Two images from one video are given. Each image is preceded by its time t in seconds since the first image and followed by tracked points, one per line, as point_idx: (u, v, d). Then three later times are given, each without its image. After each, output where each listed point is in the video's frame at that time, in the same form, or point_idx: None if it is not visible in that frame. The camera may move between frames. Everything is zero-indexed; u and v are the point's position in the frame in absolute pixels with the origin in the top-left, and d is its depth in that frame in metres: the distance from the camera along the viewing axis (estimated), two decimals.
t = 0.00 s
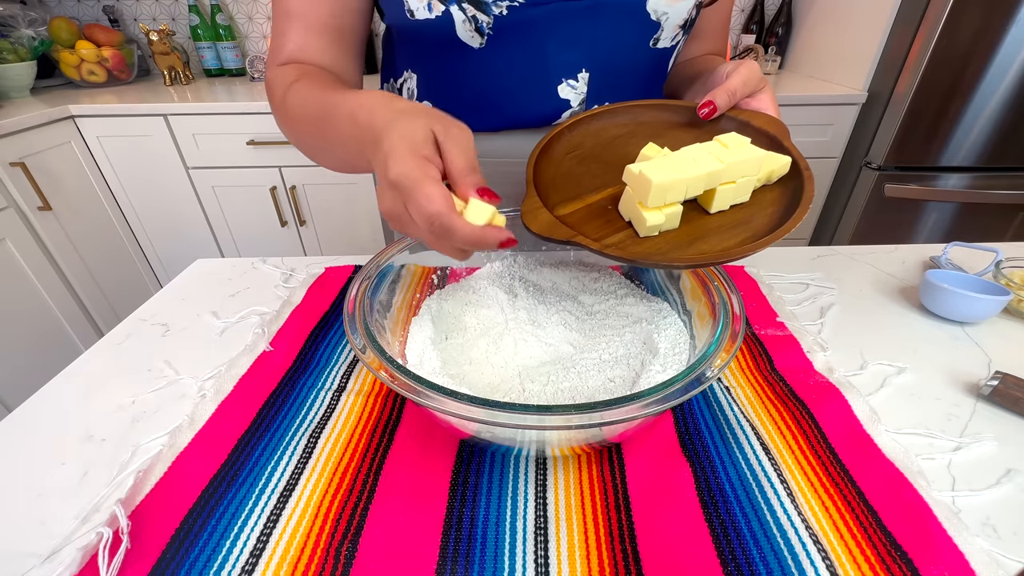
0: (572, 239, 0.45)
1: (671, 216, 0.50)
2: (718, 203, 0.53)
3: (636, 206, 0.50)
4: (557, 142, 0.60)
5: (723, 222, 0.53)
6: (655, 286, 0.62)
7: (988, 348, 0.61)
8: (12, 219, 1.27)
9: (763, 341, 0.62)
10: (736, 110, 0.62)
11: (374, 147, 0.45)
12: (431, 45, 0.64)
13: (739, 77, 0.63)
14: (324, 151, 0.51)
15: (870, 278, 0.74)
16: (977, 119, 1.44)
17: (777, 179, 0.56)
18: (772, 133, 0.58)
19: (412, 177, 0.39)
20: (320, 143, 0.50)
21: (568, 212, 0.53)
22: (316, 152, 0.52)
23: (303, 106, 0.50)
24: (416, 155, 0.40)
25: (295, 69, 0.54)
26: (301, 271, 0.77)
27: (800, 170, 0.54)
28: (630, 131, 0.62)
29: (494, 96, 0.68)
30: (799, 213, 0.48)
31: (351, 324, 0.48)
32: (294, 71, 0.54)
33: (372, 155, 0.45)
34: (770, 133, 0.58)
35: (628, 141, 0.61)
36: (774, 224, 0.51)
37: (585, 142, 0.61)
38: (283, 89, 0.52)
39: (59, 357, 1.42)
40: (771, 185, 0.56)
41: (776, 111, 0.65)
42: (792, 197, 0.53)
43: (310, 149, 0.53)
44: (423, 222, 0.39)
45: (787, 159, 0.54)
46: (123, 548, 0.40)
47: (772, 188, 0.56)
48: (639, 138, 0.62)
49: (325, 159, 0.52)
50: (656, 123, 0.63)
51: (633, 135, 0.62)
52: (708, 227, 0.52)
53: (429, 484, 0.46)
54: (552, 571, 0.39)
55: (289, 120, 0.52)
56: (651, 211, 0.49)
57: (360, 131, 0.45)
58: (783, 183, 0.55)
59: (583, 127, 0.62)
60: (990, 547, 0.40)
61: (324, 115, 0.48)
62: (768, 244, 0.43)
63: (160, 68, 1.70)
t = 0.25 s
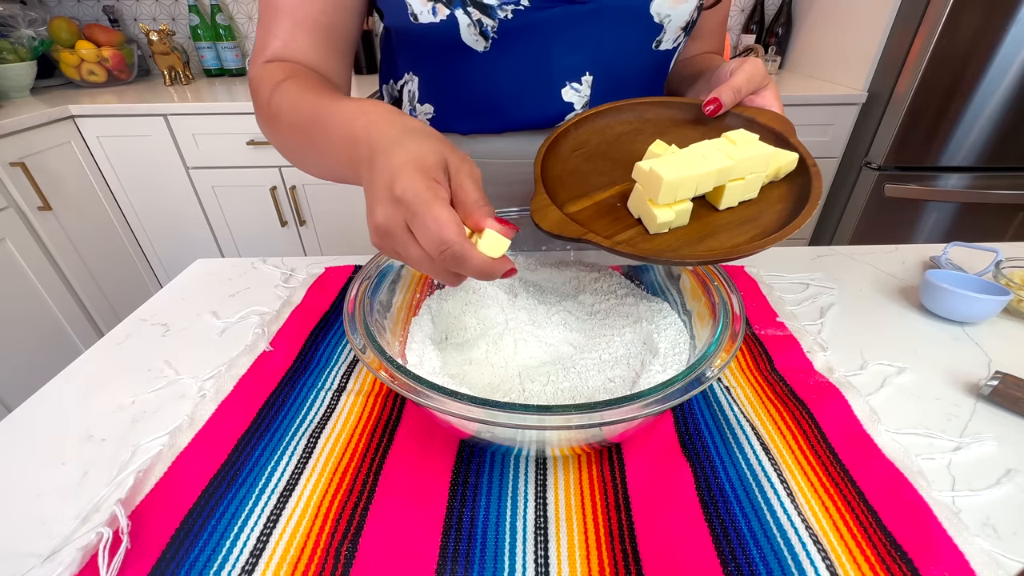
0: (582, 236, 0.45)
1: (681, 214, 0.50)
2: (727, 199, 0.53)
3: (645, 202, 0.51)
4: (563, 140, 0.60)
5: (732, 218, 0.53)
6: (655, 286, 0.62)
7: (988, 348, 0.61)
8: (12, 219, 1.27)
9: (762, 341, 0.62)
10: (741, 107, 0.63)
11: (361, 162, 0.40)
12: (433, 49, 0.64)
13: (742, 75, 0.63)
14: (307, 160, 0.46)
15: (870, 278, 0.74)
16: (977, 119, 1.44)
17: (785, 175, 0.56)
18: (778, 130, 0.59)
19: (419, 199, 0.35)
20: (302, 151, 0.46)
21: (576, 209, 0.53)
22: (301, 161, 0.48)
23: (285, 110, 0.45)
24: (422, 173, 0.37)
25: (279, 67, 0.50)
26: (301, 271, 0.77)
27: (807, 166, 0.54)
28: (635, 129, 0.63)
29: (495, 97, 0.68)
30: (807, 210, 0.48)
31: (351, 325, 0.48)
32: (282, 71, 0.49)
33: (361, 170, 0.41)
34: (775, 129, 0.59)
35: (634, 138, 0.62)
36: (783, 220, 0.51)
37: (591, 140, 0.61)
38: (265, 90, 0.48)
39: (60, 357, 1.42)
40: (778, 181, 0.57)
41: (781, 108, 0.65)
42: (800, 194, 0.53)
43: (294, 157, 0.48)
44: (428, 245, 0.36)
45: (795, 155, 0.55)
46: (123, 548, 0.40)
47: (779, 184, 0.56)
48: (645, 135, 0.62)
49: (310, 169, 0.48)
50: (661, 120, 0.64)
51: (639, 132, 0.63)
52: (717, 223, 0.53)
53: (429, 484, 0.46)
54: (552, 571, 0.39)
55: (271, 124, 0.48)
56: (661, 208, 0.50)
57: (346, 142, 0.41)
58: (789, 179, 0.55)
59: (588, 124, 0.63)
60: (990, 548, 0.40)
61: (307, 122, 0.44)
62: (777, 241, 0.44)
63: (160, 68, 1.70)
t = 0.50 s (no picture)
0: (595, 226, 0.45)
1: (693, 205, 0.51)
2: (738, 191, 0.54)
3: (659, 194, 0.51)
4: (570, 132, 0.60)
5: (743, 211, 0.54)
6: (655, 286, 0.62)
7: (988, 348, 0.61)
8: (12, 219, 1.27)
9: (763, 341, 0.62)
10: (746, 102, 0.63)
11: (368, 172, 0.40)
12: (434, 49, 0.64)
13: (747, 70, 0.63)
14: (305, 163, 0.46)
15: (870, 278, 0.74)
16: (977, 119, 1.44)
17: (792, 169, 0.58)
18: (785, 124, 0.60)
19: (423, 207, 0.35)
20: (301, 156, 0.46)
21: (586, 202, 0.53)
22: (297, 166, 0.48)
23: (283, 114, 0.45)
24: (430, 181, 0.37)
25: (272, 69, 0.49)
26: (302, 271, 0.77)
27: (816, 160, 0.55)
28: (641, 123, 0.64)
29: (497, 98, 0.68)
30: (819, 202, 0.49)
31: (351, 325, 0.48)
32: (279, 74, 0.48)
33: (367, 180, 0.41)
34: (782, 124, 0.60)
35: (639, 132, 0.63)
36: (794, 212, 0.52)
37: (597, 133, 0.62)
38: (262, 94, 0.47)
39: (60, 357, 1.42)
40: (786, 175, 0.58)
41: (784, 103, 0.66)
42: (809, 186, 0.54)
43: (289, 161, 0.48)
44: (432, 255, 0.35)
45: (803, 150, 0.56)
46: (123, 548, 0.40)
47: (787, 178, 0.58)
48: (650, 129, 0.63)
49: (307, 173, 0.48)
50: (666, 115, 0.65)
51: (645, 127, 0.63)
52: (728, 216, 0.54)
53: (429, 484, 0.46)
54: (552, 571, 0.39)
55: (268, 128, 0.47)
56: (674, 199, 0.51)
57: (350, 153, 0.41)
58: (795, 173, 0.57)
59: (594, 118, 0.63)
60: (990, 548, 0.40)
61: (309, 129, 0.43)
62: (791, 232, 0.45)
63: (160, 68, 1.70)
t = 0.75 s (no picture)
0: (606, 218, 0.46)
1: (703, 197, 0.52)
2: (746, 185, 0.55)
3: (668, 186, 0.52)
4: (578, 123, 0.61)
5: (750, 204, 0.55)
6: (655, 286, 0.62)
7: (988, 348, 0.61)
8: (12, 219, 1.27)
9: (763, 341, 0.62)
10: (750, 98, 0.65)
11: (358, 177, 0.40)
12: (435, 45, 0.63)
13: (751, 66, 0.65)
14: (298, 165, 0.46)
15: (870, 278, 0.74)
16: (977, 119, 1.44)
17: (797, 164, 0.59)
18: (790, 121, 0.61)
19: (431, 212, 0.35)
20: (294, 158, 0.46)
21: (594, 192, 0.55)
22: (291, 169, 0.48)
23: (277, 116, 0.45)
24: (433, 185, 0.37)
25: (268, 68, 0.49)
26: (301, 271, 0.77)
27: (822, 156, 0.56)
28: (646, 117, 0.65)
29: (499, 96, 0.67)
30: (826, 196, 0.50)
31: (351, 325, 0.48)
32: (273, 73, 0.48)
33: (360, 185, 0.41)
34: (785, 119, 0.61)
35: (644, 126, 0.64)
36: (800, 206, 0.53)
37: (603, 126, 0.62)
38: (254, 94, 0.47)
39: (59, 357, 1.42)
40: (791, 170, 0.58)
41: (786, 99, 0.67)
42: (814, 181, 0.55)
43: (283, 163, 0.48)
44: (442, 259, 0.35)
45: (809, 145, 0.57)
46: (122, 548, 0.40)
47: (793, 173, 0.58)
48: (655, 123, 0.64)
49: (300, 176, 0.47)
50: (671, 109, 0.66)
51: (650, 120, 0.65)
52: (735, 209, 0.55)
53: (429, 484, 0.46)
54: (552, 571, 0.39)
55: (260, 128, 0.47)
56: (684, 191, 0.51)
57: (337, 158, 0.41)
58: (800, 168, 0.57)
59: (600, 111, 0.64)
60: (990, 548, 0.40)
61: (300, 132, 0.43)
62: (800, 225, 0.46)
63: (160, 68, 1.70)
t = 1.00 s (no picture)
0: (609, 212, 0.46)
1: (706, 192, 0.52)
2: (747, 180, 0.55)
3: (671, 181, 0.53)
4: (580, 119, 0.61)
5: (752, 199, 0.55)
6: (655, 286, 0.62)
7: (988, 348, 0.61)
8: (12, 219, 1.27)
9: (763, 341, 0.62)
10: (750, 96, 0.65)
11: (357, 184, 0.40)
12: (437, 44, 0.64)
13: (750, 65, 0.65)
14: (295, 167, 0.46)
15: (870, 278, 0.74)
16: (977, 119, 1.44)
17: (797, 161, 0.59)
18: (790, 118, 0.61)
19: (431, 209, 0.35)
20: (291, 161, 0.46)
21: (598, 187, 0.55)
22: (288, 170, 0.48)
23: (275, 116, 0.45)
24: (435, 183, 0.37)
25: (266, 66, 0.49)
26: (301, 271, 0.77)
27: (821, 153, 0.56)
28: (647, 113, 0.65)
29: (501, 94, 0.67)
30: (827, 192, 0.50)
31: (351, 324, 0.48)
32: (271, 73, 0.48)
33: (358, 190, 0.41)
34: (784, 117, 0.61)
35: (646, 122, 0.64)
36: (801, 202, 0.53)
37: (605, 122, 0.62)
38: (253, 93, 0.47)
39: (59, 357, 1.42)
40: (792, 166, 0.59)
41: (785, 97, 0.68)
42: (814, 177, 0.55)
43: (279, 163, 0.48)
44: (441, 257, 0.35)
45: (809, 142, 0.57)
46: (123, 548, 0.40)
47: (793, 169, 0.59)
48: (656, 119, 0.64)
49: (298, 176, 0.47)
50: (672, 106, 0.66)
51: (652, 117, 0.65)
52: (737, 205, 0.55)
53: (429, 484, 0.46)
54: (552, 571, 0.39)
55: (258, 128, 0.47)
56: (686, 186, 0.52)
57: (338, 164, 0.41)
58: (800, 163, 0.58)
59: (602, 107, 0.64)
60: (990, 547, 0.40)
61: (299, 137, 0.43)
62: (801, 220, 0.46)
63: (160, 68, 1.70)
